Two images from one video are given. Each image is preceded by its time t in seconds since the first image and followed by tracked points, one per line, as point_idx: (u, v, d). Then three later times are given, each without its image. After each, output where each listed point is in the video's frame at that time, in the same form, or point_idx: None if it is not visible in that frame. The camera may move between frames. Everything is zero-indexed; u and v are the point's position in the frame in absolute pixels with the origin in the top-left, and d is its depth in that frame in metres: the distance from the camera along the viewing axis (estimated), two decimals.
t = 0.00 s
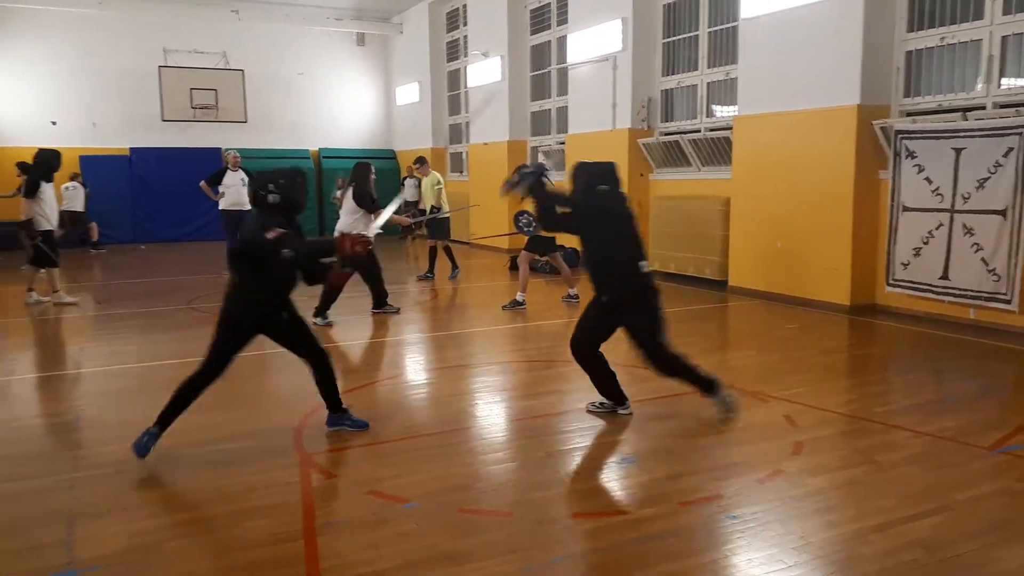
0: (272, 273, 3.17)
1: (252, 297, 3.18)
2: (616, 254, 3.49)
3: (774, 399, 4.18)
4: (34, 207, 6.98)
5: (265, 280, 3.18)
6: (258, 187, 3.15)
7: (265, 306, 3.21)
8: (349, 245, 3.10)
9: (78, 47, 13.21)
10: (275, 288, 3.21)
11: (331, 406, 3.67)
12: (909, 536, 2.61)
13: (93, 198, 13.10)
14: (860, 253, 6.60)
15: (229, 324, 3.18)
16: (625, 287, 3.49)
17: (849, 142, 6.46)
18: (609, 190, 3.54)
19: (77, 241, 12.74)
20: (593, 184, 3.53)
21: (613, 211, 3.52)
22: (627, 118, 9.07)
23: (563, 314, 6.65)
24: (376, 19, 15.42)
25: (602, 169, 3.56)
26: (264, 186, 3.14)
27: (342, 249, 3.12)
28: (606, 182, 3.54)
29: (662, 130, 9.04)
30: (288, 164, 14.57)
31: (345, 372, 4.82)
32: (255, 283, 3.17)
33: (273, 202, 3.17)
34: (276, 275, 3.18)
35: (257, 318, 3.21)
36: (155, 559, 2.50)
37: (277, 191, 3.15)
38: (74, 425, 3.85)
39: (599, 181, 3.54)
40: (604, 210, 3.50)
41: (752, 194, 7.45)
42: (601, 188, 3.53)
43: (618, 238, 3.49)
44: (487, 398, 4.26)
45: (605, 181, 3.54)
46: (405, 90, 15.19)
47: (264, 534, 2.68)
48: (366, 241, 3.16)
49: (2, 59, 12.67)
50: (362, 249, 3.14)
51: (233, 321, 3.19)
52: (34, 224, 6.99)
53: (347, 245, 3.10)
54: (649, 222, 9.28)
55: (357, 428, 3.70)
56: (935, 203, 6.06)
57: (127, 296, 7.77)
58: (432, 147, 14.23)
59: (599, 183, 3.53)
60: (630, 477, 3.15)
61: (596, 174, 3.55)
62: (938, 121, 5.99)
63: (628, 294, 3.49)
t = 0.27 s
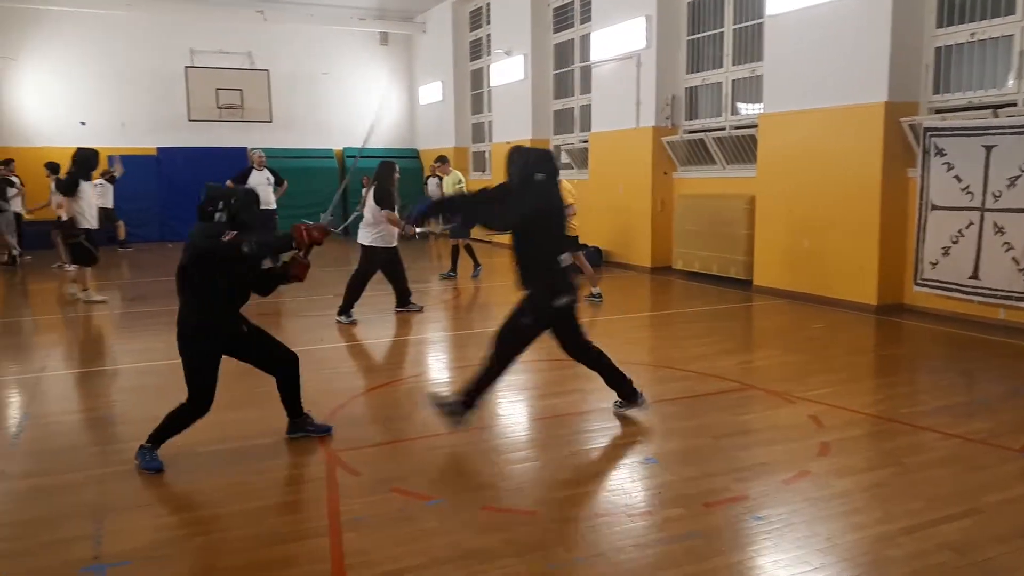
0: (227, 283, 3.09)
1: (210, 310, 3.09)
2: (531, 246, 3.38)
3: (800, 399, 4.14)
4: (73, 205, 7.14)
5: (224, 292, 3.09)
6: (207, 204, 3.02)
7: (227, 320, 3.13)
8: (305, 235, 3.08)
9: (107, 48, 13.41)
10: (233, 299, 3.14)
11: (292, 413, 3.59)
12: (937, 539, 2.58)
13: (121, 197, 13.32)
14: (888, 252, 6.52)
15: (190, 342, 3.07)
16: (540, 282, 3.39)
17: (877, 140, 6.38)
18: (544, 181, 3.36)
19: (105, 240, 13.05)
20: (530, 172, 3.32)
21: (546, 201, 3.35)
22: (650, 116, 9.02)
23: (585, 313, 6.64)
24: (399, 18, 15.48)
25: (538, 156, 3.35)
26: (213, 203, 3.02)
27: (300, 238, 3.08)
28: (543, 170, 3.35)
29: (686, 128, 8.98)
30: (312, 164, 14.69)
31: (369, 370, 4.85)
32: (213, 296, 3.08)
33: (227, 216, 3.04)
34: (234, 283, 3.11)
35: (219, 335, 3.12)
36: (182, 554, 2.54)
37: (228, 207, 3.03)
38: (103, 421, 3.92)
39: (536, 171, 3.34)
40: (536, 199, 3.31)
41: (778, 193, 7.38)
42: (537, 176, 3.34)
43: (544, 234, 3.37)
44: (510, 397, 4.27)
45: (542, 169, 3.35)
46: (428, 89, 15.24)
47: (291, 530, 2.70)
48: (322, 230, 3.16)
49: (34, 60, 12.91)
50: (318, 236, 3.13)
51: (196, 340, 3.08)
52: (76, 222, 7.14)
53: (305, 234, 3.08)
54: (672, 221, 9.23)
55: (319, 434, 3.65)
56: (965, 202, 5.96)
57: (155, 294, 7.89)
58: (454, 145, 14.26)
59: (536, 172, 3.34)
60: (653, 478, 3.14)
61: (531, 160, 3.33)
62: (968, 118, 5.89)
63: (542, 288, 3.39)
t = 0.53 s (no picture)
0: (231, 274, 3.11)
1: (216, 304, 3.10)
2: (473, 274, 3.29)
3: (821, 406, 4.08)
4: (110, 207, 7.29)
5: (230, 283, 3.11)
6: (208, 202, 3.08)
7: (234, 313, 3.13)
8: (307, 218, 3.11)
9: (130, 52, 13.56)
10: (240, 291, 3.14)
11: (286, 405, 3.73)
12: (963, 548, 2.52)
13: (142, 200, 13.49)
14: (911, 258, 6.43)
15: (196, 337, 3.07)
16: (484, 308, 3.32)
17: (900, 143, 6.30)
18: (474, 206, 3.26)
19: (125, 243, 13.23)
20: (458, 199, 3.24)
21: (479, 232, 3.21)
22: (670, 120, 8.98)
23: (603, 317, 6.60)
24: (419, 21, 15.51)
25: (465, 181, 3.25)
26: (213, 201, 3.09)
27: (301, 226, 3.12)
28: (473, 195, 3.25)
29: (706, 131, 8.93)
30: (331, 167, 14.76)
31: (387, 373, 4.85)
32: (219, 289, 3.09)
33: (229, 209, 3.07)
34: (239, 274, 3.12)
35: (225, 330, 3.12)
36: (198, 555, 2.53)
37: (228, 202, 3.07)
38: (122, 422, 3.94)
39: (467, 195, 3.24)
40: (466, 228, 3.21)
41: (799, 197, 7.32)
42: (468, 201, 3.25)
43: (484, 264, 3.26)
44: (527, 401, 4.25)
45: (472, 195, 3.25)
46: (447, 93, 15.27)
47: (307, 532, 2.69)
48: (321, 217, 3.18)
49: (57, 64, 13.07)
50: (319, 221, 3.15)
51: (202, 336, 3.09)
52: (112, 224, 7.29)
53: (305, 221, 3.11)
54: (691, 225, 9.17)
55: (308, 429, 3.74)
56: (991, 206, 5.87)
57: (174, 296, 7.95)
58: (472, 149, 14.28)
59: (467, 198, 3.24)
60: (671, 484, 3.10)
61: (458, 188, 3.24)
62: (994, 122, 5.80)
63: (486, 314, 3.33)
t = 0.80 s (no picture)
0: (257, 261, 3.28)
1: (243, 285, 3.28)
2: (455, 255, 3.28)
3: (827, 405, 4.10)
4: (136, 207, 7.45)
5: (256, 270, 3.28)
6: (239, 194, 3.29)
7: (259, 297, 3.29)
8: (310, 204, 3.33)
9: (141, 52, 13.66)
10: (265, 277, 3.30)
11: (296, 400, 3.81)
12: (969, 547, 2.54)
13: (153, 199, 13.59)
14: (918, 257, 6.42)
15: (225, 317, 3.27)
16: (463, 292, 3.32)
17: (908, 143, 6.29)
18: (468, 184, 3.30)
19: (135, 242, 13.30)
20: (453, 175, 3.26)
21: (471, 209, 3.28)
22: (677, 119, 8.99)
23: (610, 316, 6.62)
24: (427, 22, 15.57)
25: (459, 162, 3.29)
26: (245, 189, 3.28)
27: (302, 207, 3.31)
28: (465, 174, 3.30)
29: (714, 130, 8.94)
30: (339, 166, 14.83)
31: (394, 371, 4.89)
32: (247, 275, 3.27)
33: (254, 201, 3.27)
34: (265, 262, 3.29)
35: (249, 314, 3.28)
36: (211, 551, 2.58)
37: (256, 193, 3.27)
38: (134, 419, 3.99)
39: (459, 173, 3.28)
40: (458, 204, 3.25)
41: (806, 196, 7.32)
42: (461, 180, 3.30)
43: (470, 245, 3.29)
44: (533, 399, 4.28)
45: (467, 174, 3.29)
46: (455, 93, 15.32)
47: (318, 528, 2.73)
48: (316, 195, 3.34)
49: (69, 64, 13.18)
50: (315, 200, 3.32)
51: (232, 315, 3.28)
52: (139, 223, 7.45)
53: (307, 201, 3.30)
54: (699, 224, 9.18)
55: (315, 425, 3.82)
56: (999, 206, 5.86)
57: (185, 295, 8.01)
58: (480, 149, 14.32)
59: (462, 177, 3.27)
60: (677, 482, 3.12)
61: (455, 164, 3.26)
62: (1002, 121, 5.79)
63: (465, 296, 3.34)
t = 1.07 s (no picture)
0: (249, 252, 3.57)
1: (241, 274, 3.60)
2: (451, 251, 3.23)
3: (825, 405, 4.10)
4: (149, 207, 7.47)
5: (251, 261, 3.57)
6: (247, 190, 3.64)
7: (251, 284, 3.57)
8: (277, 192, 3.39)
9: (139, 52, 13.65)
10: (258, 267, 3.56)
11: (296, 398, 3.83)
12: (966, 548, 2.54)
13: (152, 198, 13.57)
14: (917, 257, 6.42)
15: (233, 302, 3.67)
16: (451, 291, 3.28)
17: (907, 143, 6.30)
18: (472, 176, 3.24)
19: (133, 241, 13.27)
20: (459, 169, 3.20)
21: (470, 208, 3.24)
22: (677, 119, 8.99)
23: (609, 316, 6.63)
24: (426, 21, 15.57)
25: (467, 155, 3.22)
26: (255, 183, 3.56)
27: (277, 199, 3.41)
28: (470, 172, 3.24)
29: (712, 131, 8.94)
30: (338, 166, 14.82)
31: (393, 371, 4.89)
32: (242, 266, 3.57)
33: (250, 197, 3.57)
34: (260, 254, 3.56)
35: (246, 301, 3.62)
36: (209, 550, 2.57)
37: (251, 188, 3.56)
38: (133, 418, 3.99)
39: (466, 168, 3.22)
40: (458, 202, 3.21)
41: (804, 196, 7.33)
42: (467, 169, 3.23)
43: (468, 243, 3.25)
44: (531, 399, 4.28)
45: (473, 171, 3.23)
46: (454, 93, 15.32)
47: (316, 528, 2.73)
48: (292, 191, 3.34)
49: (67, 63, 13.17)
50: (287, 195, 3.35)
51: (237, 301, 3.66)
52: (151, 223, 7.47)
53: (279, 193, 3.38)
54: (698, 224, 9.18)
55: (313, 425, 3.81)
56: (998, 207, 5.87)
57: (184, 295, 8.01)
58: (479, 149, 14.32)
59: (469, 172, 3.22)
60: (676, 482, 3.12)
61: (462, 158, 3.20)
62: (1001, 122, 5.79)
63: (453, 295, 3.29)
